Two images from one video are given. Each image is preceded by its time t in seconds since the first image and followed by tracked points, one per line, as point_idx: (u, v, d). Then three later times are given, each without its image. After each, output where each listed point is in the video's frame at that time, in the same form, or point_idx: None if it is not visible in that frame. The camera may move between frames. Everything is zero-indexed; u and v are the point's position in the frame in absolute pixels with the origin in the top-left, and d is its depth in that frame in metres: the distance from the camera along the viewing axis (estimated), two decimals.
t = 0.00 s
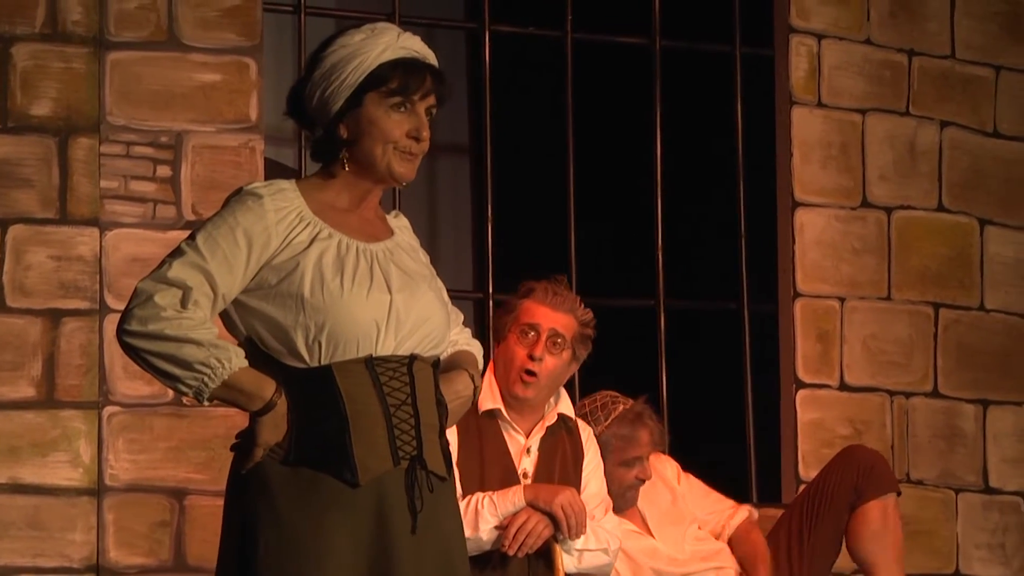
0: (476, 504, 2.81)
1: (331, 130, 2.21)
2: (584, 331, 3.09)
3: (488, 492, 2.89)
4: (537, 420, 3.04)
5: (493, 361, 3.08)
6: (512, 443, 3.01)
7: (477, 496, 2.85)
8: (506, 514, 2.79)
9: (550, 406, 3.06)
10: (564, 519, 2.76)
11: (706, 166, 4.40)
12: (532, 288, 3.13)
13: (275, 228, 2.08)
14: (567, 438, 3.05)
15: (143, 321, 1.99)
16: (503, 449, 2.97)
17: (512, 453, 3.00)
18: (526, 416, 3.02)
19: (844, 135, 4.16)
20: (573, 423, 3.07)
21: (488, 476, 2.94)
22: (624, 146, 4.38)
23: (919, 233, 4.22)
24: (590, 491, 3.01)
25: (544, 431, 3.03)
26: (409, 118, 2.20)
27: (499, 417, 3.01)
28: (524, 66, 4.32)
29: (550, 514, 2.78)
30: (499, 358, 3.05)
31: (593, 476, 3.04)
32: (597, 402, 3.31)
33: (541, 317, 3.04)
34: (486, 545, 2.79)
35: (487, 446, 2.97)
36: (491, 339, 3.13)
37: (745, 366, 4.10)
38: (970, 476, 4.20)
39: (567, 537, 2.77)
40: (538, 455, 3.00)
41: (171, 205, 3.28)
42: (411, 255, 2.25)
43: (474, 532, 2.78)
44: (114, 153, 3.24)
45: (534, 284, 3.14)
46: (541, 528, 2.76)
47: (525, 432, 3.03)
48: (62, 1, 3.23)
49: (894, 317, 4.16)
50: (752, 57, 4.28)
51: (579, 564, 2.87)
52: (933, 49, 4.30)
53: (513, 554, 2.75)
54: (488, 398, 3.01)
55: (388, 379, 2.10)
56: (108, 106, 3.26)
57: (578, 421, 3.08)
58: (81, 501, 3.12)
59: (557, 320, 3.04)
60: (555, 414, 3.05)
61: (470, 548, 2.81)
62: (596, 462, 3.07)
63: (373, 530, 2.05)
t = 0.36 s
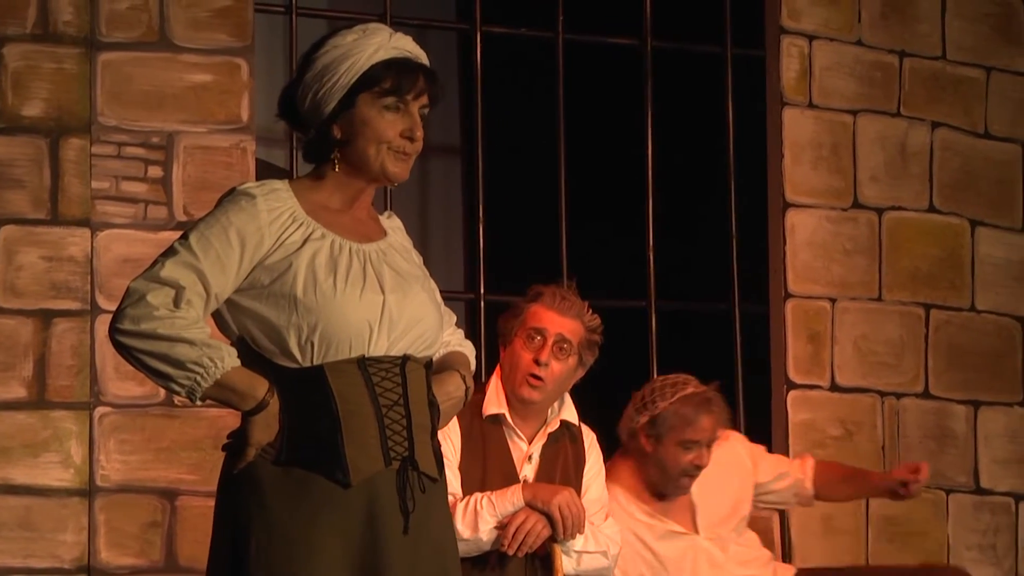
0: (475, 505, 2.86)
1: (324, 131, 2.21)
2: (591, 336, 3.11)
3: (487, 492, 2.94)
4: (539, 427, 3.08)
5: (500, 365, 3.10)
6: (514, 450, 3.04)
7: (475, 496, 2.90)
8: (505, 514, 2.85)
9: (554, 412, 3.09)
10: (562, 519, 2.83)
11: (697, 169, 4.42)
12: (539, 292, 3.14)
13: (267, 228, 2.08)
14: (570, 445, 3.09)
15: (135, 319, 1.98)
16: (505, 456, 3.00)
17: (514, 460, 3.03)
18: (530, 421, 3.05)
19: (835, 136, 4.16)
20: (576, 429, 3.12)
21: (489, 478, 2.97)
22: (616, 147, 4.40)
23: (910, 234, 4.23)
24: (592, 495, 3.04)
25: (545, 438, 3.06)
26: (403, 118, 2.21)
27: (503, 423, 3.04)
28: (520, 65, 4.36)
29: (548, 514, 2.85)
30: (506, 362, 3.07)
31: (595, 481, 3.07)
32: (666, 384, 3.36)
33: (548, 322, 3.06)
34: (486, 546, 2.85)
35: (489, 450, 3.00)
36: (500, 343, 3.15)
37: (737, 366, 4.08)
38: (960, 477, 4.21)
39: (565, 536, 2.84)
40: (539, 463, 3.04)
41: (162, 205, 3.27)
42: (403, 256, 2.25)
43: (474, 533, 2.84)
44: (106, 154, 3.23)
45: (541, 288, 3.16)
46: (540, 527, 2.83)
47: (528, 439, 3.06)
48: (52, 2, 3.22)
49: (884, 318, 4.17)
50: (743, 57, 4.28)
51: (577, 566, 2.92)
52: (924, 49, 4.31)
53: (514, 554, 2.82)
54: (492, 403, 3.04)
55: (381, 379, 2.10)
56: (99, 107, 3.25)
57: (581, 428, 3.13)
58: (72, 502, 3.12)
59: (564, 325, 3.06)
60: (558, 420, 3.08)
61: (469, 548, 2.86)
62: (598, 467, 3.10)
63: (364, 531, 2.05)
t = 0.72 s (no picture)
0: (465, 505, 2.86)
1: (325, 135, 2.20)
2: (580, 338, 3.08)
3: (477, 492, 2.94)
4: (529, 429, 3.08)
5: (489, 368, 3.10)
6: (503, 453, 3.05)
7: (464, 496, 2.90)
8: (496, 513, 2.86)
9: (543, 413, 3.09)
10: (552, 518, 2.85)
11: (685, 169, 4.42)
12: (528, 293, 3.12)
13: (253, 228, 2.08)
14: (559, 447, 3.09)
15: (120, 322, 1.98)
16: (494, 458, 3.01)
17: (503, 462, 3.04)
18: (520, 422, 3.05)
19: (823, 136, 4.17)
20: (566, 433, 3.12)
21: (478, 480, 2.99)
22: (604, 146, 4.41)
23: (898, 234, 4.24)
24: (581, 497, 3.06)
25: (535, 440, 3.07)
26: (407, 123, 2.23)
27: (492, 424, 3.04)
28: (511, 63, 4.39)
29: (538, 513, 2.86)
30: (494, 365, 3.07)
31: (583, 483, 3.08)
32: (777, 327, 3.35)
33: (538, 323, 3.04)
34: (476, 545, 2.86)
35: (479, 451, 3.01)
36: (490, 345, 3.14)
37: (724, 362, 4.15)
38: (947, 476, 4.22)
39: (554, 535, 2.86)
40: (528, 465, 3.05)
41: (149, 205, 3.27)
42: (387, 255, 2.25)
43: (465, 533, 2.84)
44: (92, 153, 3.23)
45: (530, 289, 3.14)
46: (531, 526, 2.84)
47: (517, 440, 3.07)
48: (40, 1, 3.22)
49: (871, 318, 4.17)
50: (731, 57, 4.29)
51: (567, 566, 2.95)
52: (911, 49, 4.32)
53: (504, 552, 2.84)
54: (482, 404, 3.03)
55: (367, 378, 2.10)
56: (86, 106, 3.24)
57: (571, 430, 3.12)
58: (58, 501, 3.11)
59: (554, 326, 3.04)
60: (547, 422, 3.08)
61: (459, 549, 2.87)
62: (587, 467, 3.11)
63: (351, 532, 2.05)
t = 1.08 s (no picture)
0: (441, 506, 2.87)
1: (293, 133, 2.20)
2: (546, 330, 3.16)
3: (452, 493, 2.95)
4: (498, 425, 3.08)
5: (467, 382, 3.06)
6: (475, 449, 3.04)
7: (439, 497, 2.91)
8: (471, 513, 2.86)
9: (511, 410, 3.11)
10: (527, 518, 2.85)
11: (660, 170, 4.48)
12: (498, 292, 3.11)
13: (230, 228, 2.07)
14: (529, 441, 3.10)
15: (97, 322, 1.97)
16: (465, 457, 3.02)
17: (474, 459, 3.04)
18: (494, 417, 3.05)
19: (799, 136, 4.19)
20: (534, 424, 3.13)
21: (451, 479, 2.99)
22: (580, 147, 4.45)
23: (874, 234, 4.26)
24: (553, 487, 3.08)
25: (505, 435, 3.07)
26: (374, 120, 2.22)
27: (460, 421, 3.04)
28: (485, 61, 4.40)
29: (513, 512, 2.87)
30: (478, 378, 3.04)
31: (555, 472, 3.11)
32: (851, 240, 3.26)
33: (528, 327, 3.06)
34: (453, 546, 2.86)
35: (451, 449, 3.01)
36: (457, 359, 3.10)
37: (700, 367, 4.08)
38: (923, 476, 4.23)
39: (530, 535, 2.86)
40: (499, 461, 3.05)
41: (125, 205, 3.25)
42: (363, 256, 2.25)
43: (441, 534, 2.84)
44: (69, 153, 3.22)
45: (494, 287, 3.13)
46: (506, 526, 2.84)
47: (487, 436, 3.06)
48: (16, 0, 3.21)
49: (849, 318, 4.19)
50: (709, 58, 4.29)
51: (545, 562, 2.96)
52: (887, 50, 4.34)
53: (480, 553, 2.84)
54: (452, 401, 3.03)
55: (342, 379, 2.10)
56: (62, 106, 3.23)
57: (539, 421, 3.15)
58: (35, 501, 3.11)
59: (539, 328, 3.09)
60: (516, 418, 3.10)
61: (436, 550, 2.87)
62: (557, 457, 3.14)
63: (326, 532, 2.04)
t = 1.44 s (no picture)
0: (429, 508, 2.86)
1: (263, 129, 2.21)
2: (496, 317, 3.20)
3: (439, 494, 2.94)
4: (476, 418, 3.09)
5: (449, 387, 3.03)
6: (454, 444, 3.04)
7: (426, 500, 2.90)
8: (460, 515, 2.86)
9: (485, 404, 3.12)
10: (516, 518, 2.87)
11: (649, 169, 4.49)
12: (468, 289, 3.08)
13: (218, 229, 2.07)
14: (503, 433, 3.12)
15: (84, 323, 1.98)
16: (447, 453, 3.01)
17: (456, 454, 3.04)
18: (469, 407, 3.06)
19: (786, 137, 4.20)
20: (506, 418, 3.15)
21: (435, 478, 2.98)
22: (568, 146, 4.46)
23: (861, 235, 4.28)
24: (530, 479, 3.11)
25: (483, 429, 3.07)
26: (335, 112, 2.19)
27: (440, 418, 3.03)
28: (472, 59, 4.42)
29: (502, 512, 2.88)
30: (464, 384, 3.03)
31: (532, 464, 3.14)
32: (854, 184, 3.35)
33: (507, 321, 3.08)
34: (442, 548, 2.86)
35: (433, 448, 3.00)
36: (432, 361, 3.05)
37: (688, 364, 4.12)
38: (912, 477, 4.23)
39: (518, 536, 2.88)
40: (478, 454, 3.05)
41: (112, 205, 3.25)
42: (353, 257, 2.25)
43: (430, 536, 2.84)
44: (56, 153, 3.21)
45: (460, 284, 3.09)
46: (496, 526, 2.85)
47: (465, 430, 3.06)
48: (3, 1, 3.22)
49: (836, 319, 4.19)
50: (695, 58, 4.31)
51: (532, 560, 2.98)
52: (874, 51, 4.36)
53: (470, 553, 2.86)
54: (429, 400, 3.01)
55: (330, 381, 2.10)
56: (50, 106, 3.23)
57: (511, 415, 3.16)
58: (22, 502, 3.11)
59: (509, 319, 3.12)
60: (492, 412, 3.11)
61: (425, 552, 2.86)
62: (532, 450, 3.17)
63: (314, 533, 2.04)
